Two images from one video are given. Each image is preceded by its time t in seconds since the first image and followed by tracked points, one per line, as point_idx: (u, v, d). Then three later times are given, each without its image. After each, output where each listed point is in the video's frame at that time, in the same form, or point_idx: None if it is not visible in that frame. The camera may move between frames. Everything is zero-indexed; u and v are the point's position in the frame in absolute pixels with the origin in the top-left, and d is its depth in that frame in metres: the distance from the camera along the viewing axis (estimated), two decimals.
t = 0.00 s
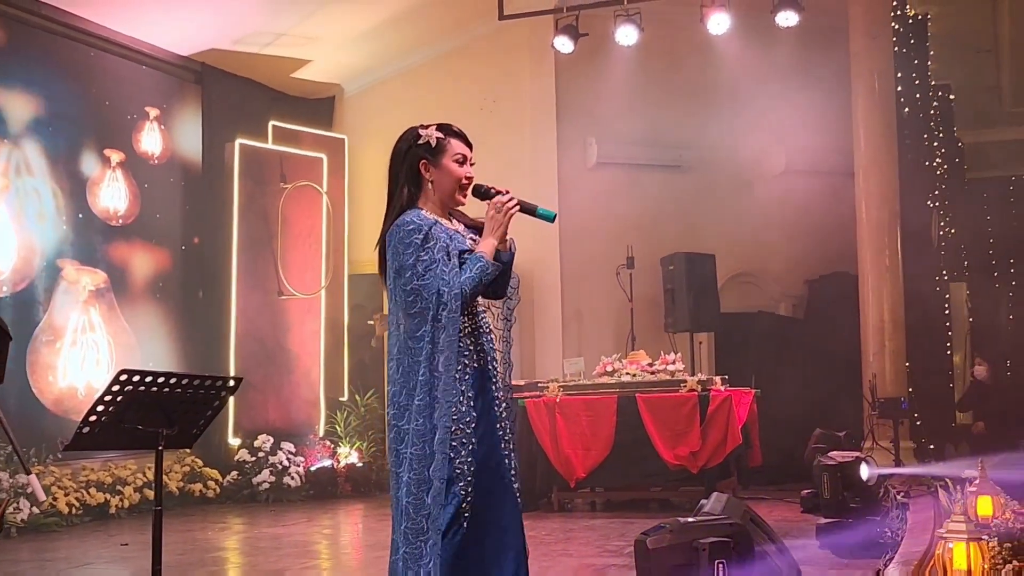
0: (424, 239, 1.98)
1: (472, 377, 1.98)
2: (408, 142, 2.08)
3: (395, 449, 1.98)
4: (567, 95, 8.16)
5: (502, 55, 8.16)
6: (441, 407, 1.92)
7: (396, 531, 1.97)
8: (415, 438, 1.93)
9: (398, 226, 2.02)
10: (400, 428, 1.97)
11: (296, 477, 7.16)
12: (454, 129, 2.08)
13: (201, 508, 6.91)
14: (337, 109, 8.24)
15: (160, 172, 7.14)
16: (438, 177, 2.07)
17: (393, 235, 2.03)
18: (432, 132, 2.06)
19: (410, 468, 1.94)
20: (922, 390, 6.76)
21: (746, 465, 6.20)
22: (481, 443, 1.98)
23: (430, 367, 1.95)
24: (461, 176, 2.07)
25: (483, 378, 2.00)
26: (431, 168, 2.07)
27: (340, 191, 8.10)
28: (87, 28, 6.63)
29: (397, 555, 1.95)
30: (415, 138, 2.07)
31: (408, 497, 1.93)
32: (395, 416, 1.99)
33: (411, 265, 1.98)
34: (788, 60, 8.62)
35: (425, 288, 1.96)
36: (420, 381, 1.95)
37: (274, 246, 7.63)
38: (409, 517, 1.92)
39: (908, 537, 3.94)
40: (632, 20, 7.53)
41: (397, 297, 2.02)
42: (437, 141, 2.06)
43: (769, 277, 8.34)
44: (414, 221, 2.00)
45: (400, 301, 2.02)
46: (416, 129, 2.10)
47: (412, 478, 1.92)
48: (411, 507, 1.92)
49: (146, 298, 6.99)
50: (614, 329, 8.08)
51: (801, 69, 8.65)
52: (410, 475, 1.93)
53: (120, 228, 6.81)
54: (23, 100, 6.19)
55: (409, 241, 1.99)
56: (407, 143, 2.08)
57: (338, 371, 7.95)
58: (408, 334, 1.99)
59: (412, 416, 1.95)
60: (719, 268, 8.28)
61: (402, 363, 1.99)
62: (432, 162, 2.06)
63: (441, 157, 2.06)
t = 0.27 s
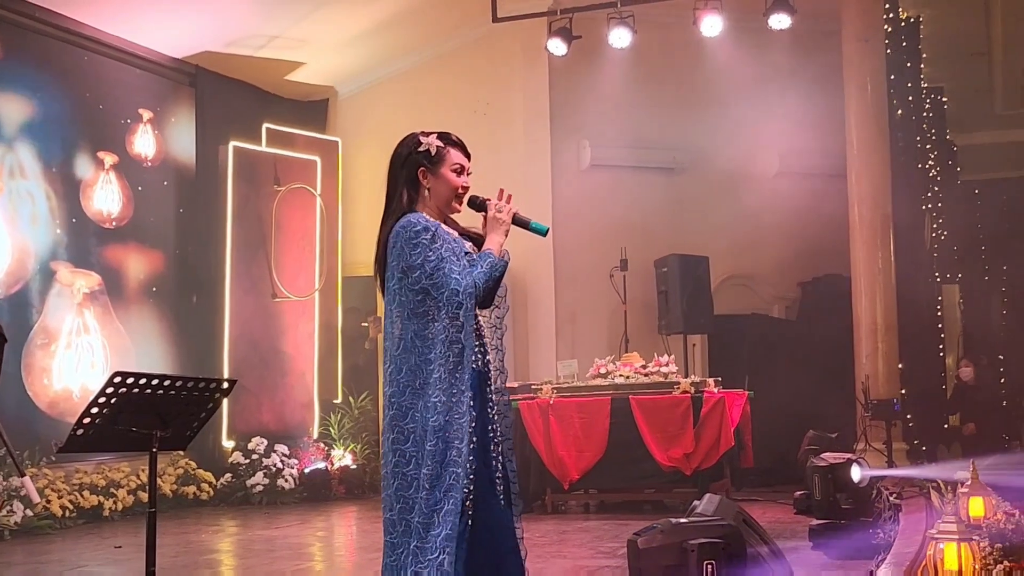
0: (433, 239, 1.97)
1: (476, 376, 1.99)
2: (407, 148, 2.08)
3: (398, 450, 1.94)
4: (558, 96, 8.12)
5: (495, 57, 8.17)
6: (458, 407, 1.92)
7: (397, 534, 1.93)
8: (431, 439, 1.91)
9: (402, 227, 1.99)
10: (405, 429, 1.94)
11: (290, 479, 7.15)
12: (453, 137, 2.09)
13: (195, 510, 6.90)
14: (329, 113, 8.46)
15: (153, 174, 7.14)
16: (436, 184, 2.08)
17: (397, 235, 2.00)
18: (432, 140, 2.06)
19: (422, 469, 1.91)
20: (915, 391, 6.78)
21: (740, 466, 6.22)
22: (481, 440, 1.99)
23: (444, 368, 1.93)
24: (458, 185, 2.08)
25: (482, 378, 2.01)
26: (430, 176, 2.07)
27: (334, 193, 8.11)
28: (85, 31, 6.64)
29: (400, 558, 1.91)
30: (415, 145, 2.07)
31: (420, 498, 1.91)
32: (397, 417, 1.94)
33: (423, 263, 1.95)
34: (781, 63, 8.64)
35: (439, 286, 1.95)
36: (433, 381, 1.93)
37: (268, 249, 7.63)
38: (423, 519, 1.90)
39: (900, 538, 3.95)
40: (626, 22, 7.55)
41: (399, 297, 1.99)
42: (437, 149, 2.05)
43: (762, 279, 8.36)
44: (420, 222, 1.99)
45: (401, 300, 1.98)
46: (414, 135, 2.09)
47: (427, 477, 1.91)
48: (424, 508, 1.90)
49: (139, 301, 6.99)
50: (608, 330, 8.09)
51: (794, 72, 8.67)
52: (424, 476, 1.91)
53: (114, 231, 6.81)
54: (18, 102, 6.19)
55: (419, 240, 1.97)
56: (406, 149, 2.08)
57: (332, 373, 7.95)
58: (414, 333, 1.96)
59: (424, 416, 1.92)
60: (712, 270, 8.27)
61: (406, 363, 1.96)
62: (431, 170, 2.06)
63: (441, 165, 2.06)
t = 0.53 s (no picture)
0: (435, 236, 2.05)
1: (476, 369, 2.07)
2: (411, 148, 2.13)
3: (398, 442, 2.02)
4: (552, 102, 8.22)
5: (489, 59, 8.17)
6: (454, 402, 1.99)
7: (397, 522, 2.02)
8: (427, 434, 1.98)
9: (406, 223, 2.07)
10: (404, 422, 2.02)
11: (284, 481, 7.19)
12: (455, 140, 2.14)
13: (188, 513, 6.90)
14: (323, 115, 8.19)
15: (147, 176, 7.13)
16: (437, 186, 2.14)
17: (401, 231, 2.08)
18: (436, 142, 2.12)
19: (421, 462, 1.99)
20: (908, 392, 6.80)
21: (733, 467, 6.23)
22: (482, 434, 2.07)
23: (443, 363, 2.01)
24: (459, 187, 2.14)
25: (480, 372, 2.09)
26: (431, 176, 2.13)
27: (328, 195, 8.10)
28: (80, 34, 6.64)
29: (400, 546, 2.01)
30: (418, 146, 2.13)
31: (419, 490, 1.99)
32: (396, 410, 2.03)
33: (424, 261, 2.03)
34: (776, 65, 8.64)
35: (439, 282, 2.02)
36: (431, 376, 2.00)
37: (262, 250, 7.63)
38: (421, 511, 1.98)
39: (893, 539, 3.97)
40: (619, 24, 7.55)
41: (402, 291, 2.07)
42: (440, 152, 2.12)
43: (756, 281, 8.38)
44: (423, 220, 2.07)
45: (403, 294, 2.07)
46: (418, 135, 2.15)
47: (431, 468, 1.98)
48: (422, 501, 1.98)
49: (134, 303, 6.98)
50: (601, 333, 8.12)
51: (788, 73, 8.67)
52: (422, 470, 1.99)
53: (107, 233, 6.80)
54: (12, 105, 6.18)
55: (422, 237, 2.05)
56: (408, 150, 2.14)
57: (327, 375, 7.95)
58: (414, 328, 2.04)
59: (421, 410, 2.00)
60: (705, 272, 8.31)
61: (407, 357, 2.04)
62: (432, 171, 2.13)
63: (442, 168, 2.12)
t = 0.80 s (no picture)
0: (442, 234, 2.14)
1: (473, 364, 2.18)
2: (410, 148, 2.19)
3: (400, 436, 2.09)
4: (545, 102, 8.21)
5: (483, 60, 8.19)
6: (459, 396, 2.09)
7: (397, 515, 2.08)
8: (438, 426, 2.07)
9: (410, 221, 2.15)
10: (407, 416, 2.08)
11: (278, 483, 7.17)
12: (452, 140, 2.21)
13: (182, 514, 6.89)
14: (317, 115, 8.19)
15: (140, 177, 7.12)
16: (435, 186, 2.20)
17: (404, 229, 2.15)
18: (436, 143, 2.18)
19: (425, 454, 2.07)
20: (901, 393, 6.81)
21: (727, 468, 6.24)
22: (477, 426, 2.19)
23: (451, 358, 2.11)
24: (457, 188, 2.21)
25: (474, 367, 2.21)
26: (430, 177, 2.20)
27: (322, 196, 8.10)
28: (74, 35, 6.64)
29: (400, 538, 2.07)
30: (417, 146, 2.19)
31: (423, 482, 2.07)
32: (402, 405, 2.09)
33: (431, 258, 2.11)
34: (769, 67, 8.67)
35: (449, 279, 2.11)
36: (440, 371, 2.09)
37: (256, 252, 7.64)
38: (427, 501, 2.06)
39: (886, 539, 3.98)
40: (613, 26, 7.57)
41: (404, 287, 2.14)
42: (440, 152, 2.18)
43: (751, 282, 8.37)
44: (430, 216, 2.15)
45: (405, 291, 2.14)
46: (415, 135, 2.21)
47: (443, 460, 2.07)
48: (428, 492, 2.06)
49: (128, 304, 6.97)
50: (595, 334, 8.12)
51: (781, 76, 8.70)
52: (427, 462, 2.07)
53: (101, 234, 6.79)
54: (7, 106, 6.17)
55: (428, 235, 2.13)
56: (407, 150, 2.20)
57: (321, 376, 7.95)
58: (416, 324, 2.11)
59: (427, 405, 2.08)
60: (700, 274, 8.31)
61: (409, 353, 2.11)
62: (432, 171, 2.19)
63: (441, 168, 2.19)
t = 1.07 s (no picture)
0: (456, 237, 2.16)
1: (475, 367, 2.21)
2: (408, 152, 2.20)
3: (414, 436, 2.08)
4: (538, 101, 8.19)
5: (476, 61, 8.19)
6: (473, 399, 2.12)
7: (409, 516, 2.07)
8: (457, 428, 2.09)
9: (423, 221, 2.15)
10: (423, 417, 2.08)
11: (271, 483, 7.15)
12: (446, 143, 2.24)
13: (175, 515, 6.88)
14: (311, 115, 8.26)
15: (132, 177, 7.11)
16: (433, 188, 2.23)
17: (415, 229, 2.15)
18: (434, 146, 2.21)
19: (440, 455, 2.08)
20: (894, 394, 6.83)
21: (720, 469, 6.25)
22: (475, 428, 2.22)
23: (466, 360, 2.13)
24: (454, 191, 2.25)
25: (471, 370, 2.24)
26: (428, 180, 2.22)
27: (315, 196, 8.10)
28: (67, 35, 6.63)
29: (410, 538, 2.06)
30: (415, 149, 2.21)
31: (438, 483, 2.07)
32: (419, 405, 2.09)
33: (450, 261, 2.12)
34: (760, 68, 8.69)
35: (468, 281, 2.13)
36: (456, 373, 2.11)
37: (249, 252, 7.63)
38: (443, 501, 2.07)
39: (879, 539, 3.98)
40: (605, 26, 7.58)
41: (416, 287, 2.13)
42: (438, 155, 2.21)
43: (743, 283, 8.40)
44: (442, 219, 2.17)
45: (419, 291, 2.13)
46: (409, 138, 2.22)
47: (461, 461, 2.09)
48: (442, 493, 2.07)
49: (120, 304, 6.96)
50: (588, 335, 8.12)
51: (773, 77, 8.72)
52: (442, 463, 2.08)
53: (93, 235, 6.77)
54: None
55: (444, 237, 2.14)
56: (405, 153, 2.21)
57: (313, 377, 7.94)
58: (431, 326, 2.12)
59: (444, 405, 2.09)
60: (693, 274, 8.32)
61: (424, 354, 2.11)
62: (431, 174, 2.22)
63: (440, 170, 2.22)
